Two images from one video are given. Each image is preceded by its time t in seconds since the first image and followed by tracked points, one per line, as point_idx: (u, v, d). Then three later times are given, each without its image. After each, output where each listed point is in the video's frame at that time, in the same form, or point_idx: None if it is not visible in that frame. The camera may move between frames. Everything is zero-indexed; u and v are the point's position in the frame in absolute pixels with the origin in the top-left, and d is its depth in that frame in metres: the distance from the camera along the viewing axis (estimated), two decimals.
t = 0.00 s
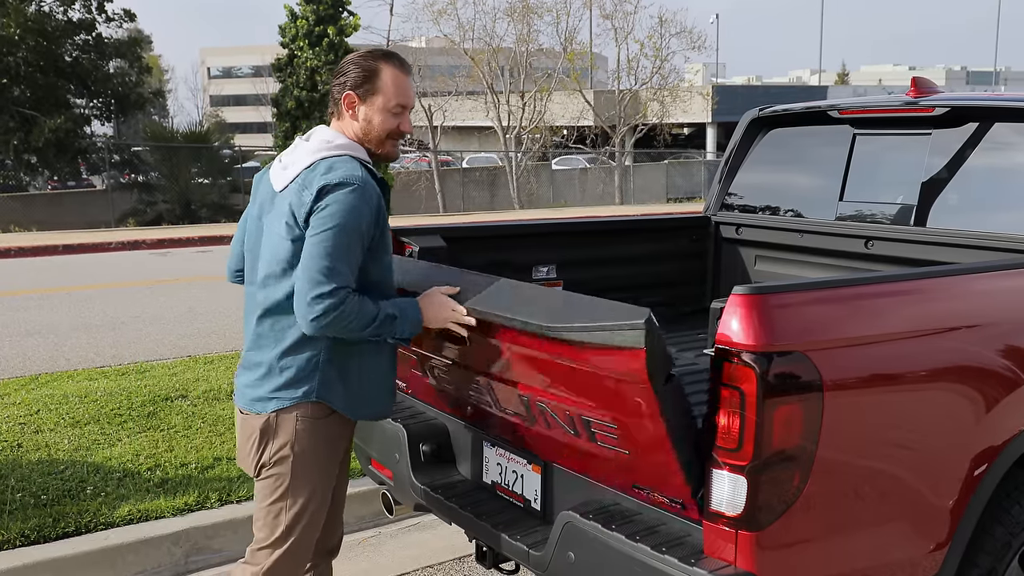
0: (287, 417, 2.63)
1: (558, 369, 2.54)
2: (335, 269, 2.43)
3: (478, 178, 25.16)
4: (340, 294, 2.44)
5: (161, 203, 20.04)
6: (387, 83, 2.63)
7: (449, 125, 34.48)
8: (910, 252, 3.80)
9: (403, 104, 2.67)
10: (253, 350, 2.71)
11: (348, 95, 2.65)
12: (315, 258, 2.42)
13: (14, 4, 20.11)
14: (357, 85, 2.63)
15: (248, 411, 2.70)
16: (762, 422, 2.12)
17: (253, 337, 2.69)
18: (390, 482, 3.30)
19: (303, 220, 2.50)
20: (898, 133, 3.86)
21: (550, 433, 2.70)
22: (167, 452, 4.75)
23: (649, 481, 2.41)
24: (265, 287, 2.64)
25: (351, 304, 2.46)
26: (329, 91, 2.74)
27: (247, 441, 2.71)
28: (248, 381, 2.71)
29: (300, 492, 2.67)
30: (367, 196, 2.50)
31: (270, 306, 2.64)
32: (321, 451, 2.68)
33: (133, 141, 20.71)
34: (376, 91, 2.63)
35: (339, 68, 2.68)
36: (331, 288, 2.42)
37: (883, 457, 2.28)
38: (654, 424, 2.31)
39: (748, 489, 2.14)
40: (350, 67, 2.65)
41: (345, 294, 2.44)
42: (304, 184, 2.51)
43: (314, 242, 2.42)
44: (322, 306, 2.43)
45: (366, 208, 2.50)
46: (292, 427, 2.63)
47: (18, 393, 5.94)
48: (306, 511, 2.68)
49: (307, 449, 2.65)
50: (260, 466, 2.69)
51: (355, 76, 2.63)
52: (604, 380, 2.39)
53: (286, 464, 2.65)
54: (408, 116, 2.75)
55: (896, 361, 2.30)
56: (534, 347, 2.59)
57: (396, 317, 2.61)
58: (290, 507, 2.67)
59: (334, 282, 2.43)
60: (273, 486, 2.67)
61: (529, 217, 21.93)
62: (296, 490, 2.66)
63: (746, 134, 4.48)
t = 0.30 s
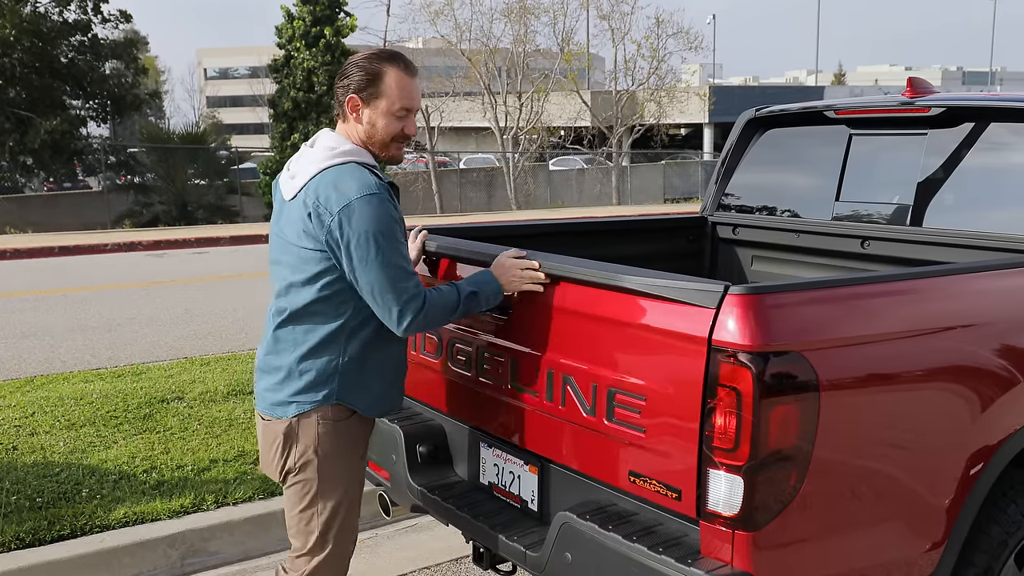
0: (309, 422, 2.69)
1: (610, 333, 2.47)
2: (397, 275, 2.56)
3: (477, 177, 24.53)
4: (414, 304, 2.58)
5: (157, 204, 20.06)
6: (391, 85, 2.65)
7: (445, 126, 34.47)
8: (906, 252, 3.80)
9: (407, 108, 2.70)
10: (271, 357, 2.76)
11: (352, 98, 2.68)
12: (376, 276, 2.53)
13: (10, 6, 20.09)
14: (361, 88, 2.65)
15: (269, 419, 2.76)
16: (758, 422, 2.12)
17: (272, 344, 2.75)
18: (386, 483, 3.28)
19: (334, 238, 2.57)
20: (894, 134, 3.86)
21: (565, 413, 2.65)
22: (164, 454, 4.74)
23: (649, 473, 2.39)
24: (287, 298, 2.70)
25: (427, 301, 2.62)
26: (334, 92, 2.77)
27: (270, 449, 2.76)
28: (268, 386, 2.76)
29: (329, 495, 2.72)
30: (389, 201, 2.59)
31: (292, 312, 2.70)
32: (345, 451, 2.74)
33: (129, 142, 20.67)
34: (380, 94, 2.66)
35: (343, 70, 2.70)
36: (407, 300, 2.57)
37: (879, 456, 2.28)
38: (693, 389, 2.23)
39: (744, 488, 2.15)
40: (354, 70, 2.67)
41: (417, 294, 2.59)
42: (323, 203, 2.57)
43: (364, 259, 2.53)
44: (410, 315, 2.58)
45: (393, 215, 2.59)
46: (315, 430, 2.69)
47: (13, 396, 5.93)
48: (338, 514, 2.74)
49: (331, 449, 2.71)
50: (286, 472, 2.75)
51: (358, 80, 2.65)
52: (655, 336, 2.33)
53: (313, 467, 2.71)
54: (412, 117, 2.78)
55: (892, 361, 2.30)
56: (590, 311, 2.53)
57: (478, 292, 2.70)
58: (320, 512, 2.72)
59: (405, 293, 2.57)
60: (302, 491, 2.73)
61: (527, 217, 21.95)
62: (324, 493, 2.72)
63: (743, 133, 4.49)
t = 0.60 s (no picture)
0: (309, 422, 2.64)
1: (603, 333, 2.46)
2: (374, 289, 2.48)
3: (469, 178, 24.65)
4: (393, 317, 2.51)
5: (150, 204, 20.05)
6: (382, 90, 2.58)
7: (439, 126, 34.48)
8: (898, 253, 3.81)
9: (399, 113, 2.62)
10: (264, 360, 2.74)
11: (344, 102, 2.62)
12: (352, 288, 2.47)
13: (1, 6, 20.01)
14: (352, 92, 2.59)
15: (270, 426, 2.74)
16: (749, 421, 2.12)
17: (264, 346, 2.73)
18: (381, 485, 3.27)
19: (313, 248, 2.52)
20: (886, 134, 3.87)
21: (558, 413, 2.64)
22: (156, 454, 4.72)
23: (641, 472, 2.39)
24: (275, 303, 2.67)
25: (405, 316, 2.55)
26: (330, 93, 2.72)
27: (278, 458, 2.72)
28: (261, 389, 2.75)
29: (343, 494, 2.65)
30: (369, 210, 2.52)
31: (279, 317, 2.67)
32: (345, 443, 2.66)
33: (121, 142, 20.60)
34: (371, 99, 2.59)
35: (338, 71, 2.64)
36: (385, 312, 2.50)
37: (871, 456, 2.28)
38: (685, 388, 2.23)
39: (736, 489, 2.15)
40: (348, 72, 2.61)
41: (394, 307, 2.52)
42: (303, 210, 2.52)
43: (338, 271, 2.47)
44: (388, 328, 2.51)
45: (373, 225, 2.52)
46: (314, 428, 2.63)
47: (4, 396, 5.90)
48: (358, 511, 2.66)
49: (332, 442, 2.64)
50: (296, 479, 2.69)
51: (350, 83, 2.59)
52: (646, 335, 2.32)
53: (317, 466, 2.64)
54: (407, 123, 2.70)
55: (885, 361, 2.30)
56: (582, 313, 2.52)
57: (457, 303, 2.69)
58: (336, 509, 2.65)
59: (383, 305, 2.50)
60: (316, 496, 2.67)
61: (519, 217, 21.94)
62: (335, 488, 2.64)
63: (735, 134, 4.49)
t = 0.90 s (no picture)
0: (334, 437, 2.50)
1: (601, 333, 2.45)
2: (398, 325, 2.32)
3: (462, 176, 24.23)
4: (411, 356, 2.32)
5: (142, 204, 19.98)
6: (405, 106, 2.41)
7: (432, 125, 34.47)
8: (890, 249, 3.82)
9: (424, 128, 2.46)
10: (281, 373, 2.61)
11: (364, 115, 2.46)
12: (370, 323, 2.31)
13: None
14: (374, 107, 2.42)
15: (292, 439, 2.58)
16: (741, 417, 2.12)
17: (283, 360, 2.59)
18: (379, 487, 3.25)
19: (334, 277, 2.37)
20: (877, 131, 3.89)
21: (556, 413, 2.64)
22: (148, 455, 4.71)
23: (632, 468, 2.40)
24: (296, 322, 2.54)
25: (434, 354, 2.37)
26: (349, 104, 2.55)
27: (300, 470, 2.57)
28: (280, 402, 2.62)
29: (372, 512, 2.51)
30: (391, 244, 2.35)
31: (301, 334, 2.54)
32: (375, 457, 2.54)
33: (113, 142, 20.51)
34: (393, 114, 2.43)
35: (357, 82, 2.47)
36: (402, 350, 2.32)
37: (862, 451, 2.29)
38: (675, 386, 2.24)
39: (727, 485, 2.15)
40: (368, 84, 2.44)
41: (422, 345, 2.35)
42: (324, 237, 2.38)
43: (359, 308, 2.31)
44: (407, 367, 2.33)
45: (395, 258, 2.35)
46: (343, 443, 2.51)
47: None
48: (388, 534, 2.52)
49: (362, 456, 2.51)
50: (320, 492, 2.54)
51: (372, 97, 2.43)
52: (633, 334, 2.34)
53: (345, 478, 2.50)
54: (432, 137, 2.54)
55: (878, 357, 2.31)
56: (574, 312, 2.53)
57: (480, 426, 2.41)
58: (365, 525, 2.51)
59: (400, 342, 2.32)
60: (342, 511, 2.53)
61: (513, 216, 21.96)
62: (365, 504, 2.50)
63: (726, 132, 4.51)
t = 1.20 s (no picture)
0: (351, 443, 2.46)
1: (595, 333, 2.45)
2: (453, 363, 2.25)
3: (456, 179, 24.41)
4: (465, 389, 2.27)
5: (134, 204, 19.93)
6: (479, 141, 2.24)
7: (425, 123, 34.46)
8: (878, 246, 3.84)
9: (495, 166, 2.28)
10: (307, 370, 2.53)
11: (432, 145, 2.29)
12: (425, 361, 2.24)
13: None
14: (445, 136, 2.25)
15: (308, 437, 2.53)
16: (727, 414, 2.13)
17: (309, 358, 2.51)
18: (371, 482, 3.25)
19: (384, 308, 2.27)
20: (867, 128, 3.90)
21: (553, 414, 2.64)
22: (140, 455, 4.69)
23: (619, 466, 2.41)
24: (332, 333, 2.44)
25: (490, 390, 2.31)
26: (416, 124, 2.37)
27: (314, 468, 2.53)
28: (302, 400, 2.54)
29: (384, 517, 2.49)
30: (447, 279, 2.25)
31: (333, 343, 2.44)
32: (393, 464, 2.51)
33: (105, 142, 20.45)
34: (466, 146, 2.25)
35: (429, 106, 2.29)
36: (457, 384, 2.27)
37: (850, 448, 2.30)
38: (663, 384, 2.24)
39: (715, 482, 2.16)
40: (442, 110, 2.26)
41: (477, 382, 2.28)
42: (377, 268, 2.26)
43: (415, 346, 2.23)
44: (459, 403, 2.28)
45: (450, 292, 2.25)
46: (360, 449, 2.46)
47: None
48: (399, 543, 2.50)
49: (379, 464, 2.48)
50: (332, 493, 2.51)
51: (444, 126, 2.25)
52: (622, 333, 2.34)
53: (360, 483, 2.47)
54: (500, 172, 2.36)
55: (866, 353, 2.32)
56: (567, 312, 2.53)
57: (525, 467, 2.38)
58: (376, 532, 2.49)
59: (455, 376, 2.26)
60: (353, 514, 2.50)
61: (507, 215, 21.96)
62: (379, 512, 2.49)
63: (716, 129, 4.53)
